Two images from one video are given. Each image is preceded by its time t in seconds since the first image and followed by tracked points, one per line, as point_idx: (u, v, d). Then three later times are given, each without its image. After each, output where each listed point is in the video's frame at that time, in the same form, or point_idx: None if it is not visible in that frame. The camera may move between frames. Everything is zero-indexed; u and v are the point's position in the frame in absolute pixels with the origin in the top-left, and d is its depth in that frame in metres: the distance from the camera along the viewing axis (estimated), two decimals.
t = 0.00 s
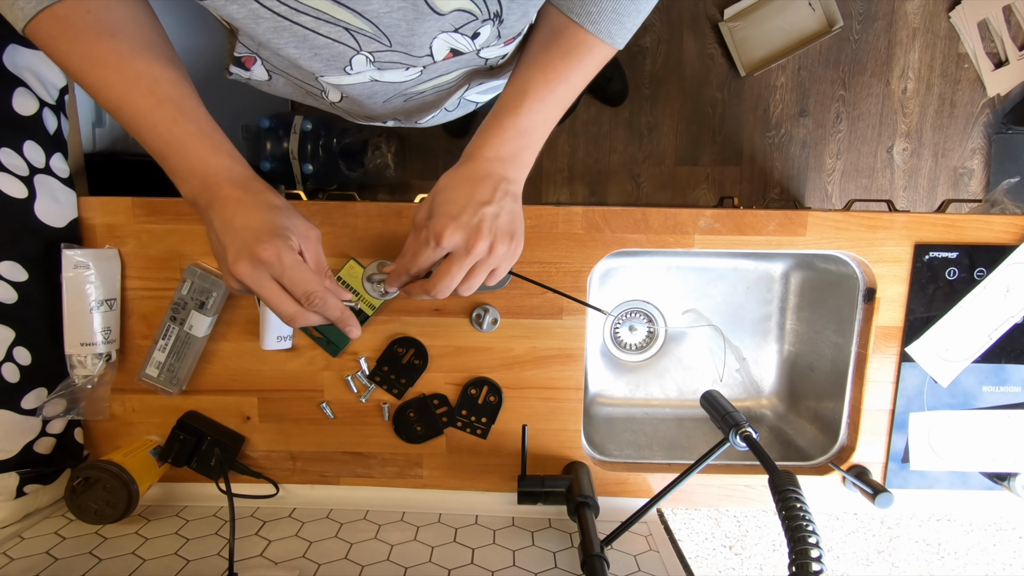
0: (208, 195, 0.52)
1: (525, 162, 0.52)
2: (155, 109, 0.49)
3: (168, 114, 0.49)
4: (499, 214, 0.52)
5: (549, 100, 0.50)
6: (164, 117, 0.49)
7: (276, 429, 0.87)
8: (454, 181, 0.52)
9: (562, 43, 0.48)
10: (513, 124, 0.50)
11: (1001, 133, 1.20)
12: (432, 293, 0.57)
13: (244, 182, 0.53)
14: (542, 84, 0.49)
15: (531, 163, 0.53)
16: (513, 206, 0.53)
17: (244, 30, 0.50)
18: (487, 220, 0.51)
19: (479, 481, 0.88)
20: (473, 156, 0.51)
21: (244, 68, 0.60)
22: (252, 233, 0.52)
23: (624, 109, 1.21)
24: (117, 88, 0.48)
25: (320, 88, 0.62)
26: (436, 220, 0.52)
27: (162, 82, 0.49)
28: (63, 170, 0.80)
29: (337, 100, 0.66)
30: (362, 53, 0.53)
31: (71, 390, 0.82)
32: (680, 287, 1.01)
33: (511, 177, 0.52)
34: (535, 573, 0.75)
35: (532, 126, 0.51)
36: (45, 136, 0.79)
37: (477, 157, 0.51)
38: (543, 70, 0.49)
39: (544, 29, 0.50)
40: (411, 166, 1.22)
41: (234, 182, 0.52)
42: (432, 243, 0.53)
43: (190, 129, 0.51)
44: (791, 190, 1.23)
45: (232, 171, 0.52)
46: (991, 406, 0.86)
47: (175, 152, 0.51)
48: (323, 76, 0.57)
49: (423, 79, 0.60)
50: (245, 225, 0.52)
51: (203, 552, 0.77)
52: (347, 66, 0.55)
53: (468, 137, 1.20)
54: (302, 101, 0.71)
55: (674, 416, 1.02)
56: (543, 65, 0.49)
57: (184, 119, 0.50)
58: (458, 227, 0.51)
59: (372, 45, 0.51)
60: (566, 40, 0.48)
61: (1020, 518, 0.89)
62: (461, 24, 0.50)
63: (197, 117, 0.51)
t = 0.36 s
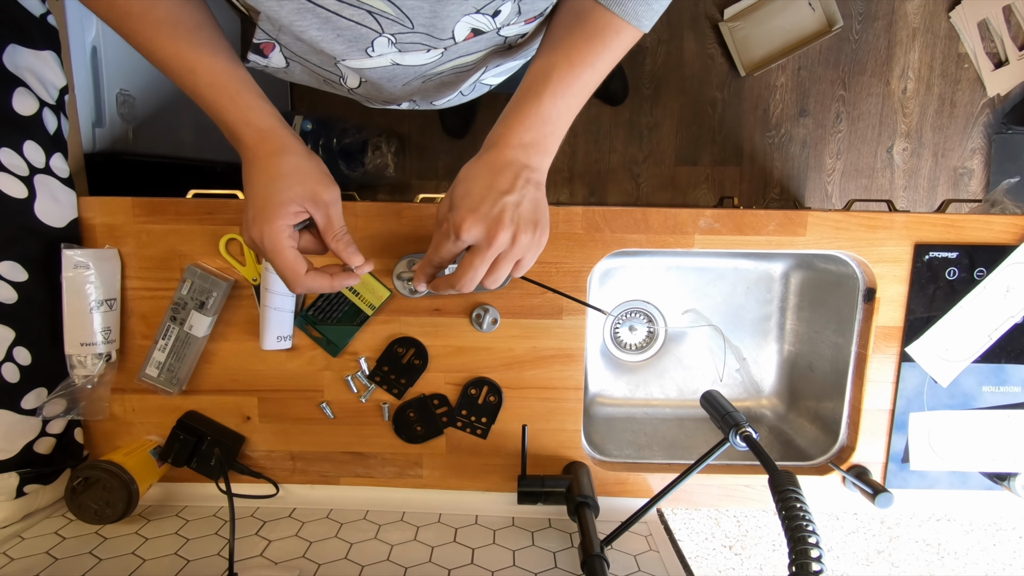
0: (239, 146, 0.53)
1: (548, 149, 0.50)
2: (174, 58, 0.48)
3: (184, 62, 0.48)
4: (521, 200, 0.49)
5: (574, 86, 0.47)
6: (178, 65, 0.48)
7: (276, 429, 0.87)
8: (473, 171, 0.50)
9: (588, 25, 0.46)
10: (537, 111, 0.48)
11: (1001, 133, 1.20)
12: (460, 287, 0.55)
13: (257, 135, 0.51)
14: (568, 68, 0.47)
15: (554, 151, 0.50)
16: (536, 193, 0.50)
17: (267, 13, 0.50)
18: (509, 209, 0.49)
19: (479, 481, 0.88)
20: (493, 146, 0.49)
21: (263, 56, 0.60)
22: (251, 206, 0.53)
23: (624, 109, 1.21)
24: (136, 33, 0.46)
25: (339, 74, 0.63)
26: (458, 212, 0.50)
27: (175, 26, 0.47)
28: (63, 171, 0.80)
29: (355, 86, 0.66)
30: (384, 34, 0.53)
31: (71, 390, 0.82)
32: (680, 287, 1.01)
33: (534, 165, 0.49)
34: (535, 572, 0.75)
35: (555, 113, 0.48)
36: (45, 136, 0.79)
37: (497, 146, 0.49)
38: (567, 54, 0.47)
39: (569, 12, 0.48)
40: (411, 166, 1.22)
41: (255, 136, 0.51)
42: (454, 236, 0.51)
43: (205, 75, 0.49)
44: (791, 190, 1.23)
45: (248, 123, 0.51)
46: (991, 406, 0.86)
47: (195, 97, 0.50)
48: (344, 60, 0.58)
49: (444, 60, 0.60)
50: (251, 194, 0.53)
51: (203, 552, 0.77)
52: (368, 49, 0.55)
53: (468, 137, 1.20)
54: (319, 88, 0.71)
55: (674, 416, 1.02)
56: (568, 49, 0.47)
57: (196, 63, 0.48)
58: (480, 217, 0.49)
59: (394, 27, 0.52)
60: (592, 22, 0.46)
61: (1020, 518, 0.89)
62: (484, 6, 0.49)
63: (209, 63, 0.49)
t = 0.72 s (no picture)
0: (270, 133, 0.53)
1: (561, 127, 0.50)
2: (209, 49, 0.49)
3: (220, 53, 0.49)
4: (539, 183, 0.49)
5: (586, 61, 0.47)
6: (216, 57, 0.49)
7: (277, 429, 0.87)
8: (489, 154, 0.49)
9: None
10: (550, 87, 0.47)
11: (1001, 133, 1.20)
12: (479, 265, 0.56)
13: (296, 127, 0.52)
14: (581, 43, 0.47)
15: (567, 129, 0.50)
16: (552, 172, 0.50)
17: None
18: (528, 192, 0.49)
19: (479, 481, 0.88)
20: (507, 123, 0.49)
21: (280, 40, 0.61)
22: (282, 196, 0.54)
23: (624, 109, 1.21)
24: (172, 28, 0.48)
25: (356, 61, 0.64)
26: (477, 198, 0.50)
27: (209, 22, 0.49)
28: (63, 170, 0.80)
29: (371, 73, 0.67)
30: (401, 17, 0.53)
31: (71, 390, 0.82)
32: (680, 287, 1.01)
33: (549, 142, 0.49)
34: (535, 572, 0.75)
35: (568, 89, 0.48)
36: (45, 136, 0.79)
37: (510, 123, 0.49)
38: (581, 29, 0.46)
39: None
40: (411, 165, 1.22)
41: (286, 123, 0.52)
42: (474, 222, 0.51)
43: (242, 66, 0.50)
44: (791, 190, 1.23)
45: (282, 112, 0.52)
46: (991, 406, 0.86)
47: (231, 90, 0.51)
48: (362, 45, 0.58)
49: (460, 43, 0.60)
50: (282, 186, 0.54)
51: (203, 552, 0.77)
52: (385, 32, 0.55)
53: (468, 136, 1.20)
54: (336, 77, 0.72)
55: (674, 416, 1.02)
56: (581, 23, 0.47)
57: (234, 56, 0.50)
58: (500, 204, 0.49)
59: (411, 10, 0.52)
60: None
61: (1020, 518, 0.89)
62: None
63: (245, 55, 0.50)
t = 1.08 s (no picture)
0: (275, 121, 0.52)
1: (564, 111, 0.50)
2: (216, 41, 0.48)
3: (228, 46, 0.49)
4: (550, 184, 0.51)
5: (589, 44, 0.46)
6: (225, 51, 0.49)
7: (277, 429, 0.87)
8: (499, 155, 0.49)
9: None
10: (554, 74, 0.46)
11: (1001, 133, 1.20)
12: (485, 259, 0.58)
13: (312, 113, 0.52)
14: (586, 24, 0.45)
15: (568, 112, 0.50)
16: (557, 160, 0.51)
17: None
18: (543, 193, 0.51)
19: (479, 481, 0.88)
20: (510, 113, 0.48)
21: (280, 27, 0.61)
22: (293, 167, 0.52)
23: (624, 109, 1.21)
24: (179, 22, 0.47)
25: (357, 45, 0.64)
26: (492, 201, 0.51)
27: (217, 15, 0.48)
28: (63, 170, 0.80)
29: (372, 58, 0.67)
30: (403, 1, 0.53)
31: (71, 390, 0.82)
32: (680, 287, 1.01)
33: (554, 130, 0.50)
34: (535, 572, 0.75)
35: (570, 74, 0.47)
36: (45, 136, 0.79)
37: (513, 111, 0.48)
38: (585, 10, 0.45)
39: None
40: (411, 165, 1.22)
41: (295, 109, 0.52)
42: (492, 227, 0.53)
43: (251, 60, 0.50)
44: (791, 190, 1.23)
45: (291, 102, 0.51)
46: (992, 406, 0.86)
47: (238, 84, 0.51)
48: (363, 28, 0.58)
49: (463, 26, 0.60)
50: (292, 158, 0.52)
51: (203, 552, 0.77)
52: (387, 16, 0.55)
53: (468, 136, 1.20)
54: (336, 64, 0.72)
55: (674, 416, 1.02)
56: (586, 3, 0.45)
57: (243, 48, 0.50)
58: (517, 209, 0.50)
59: None
60: None
61: (1020, 518, 0.89)
62: None
63: (254, 48, 0.50)
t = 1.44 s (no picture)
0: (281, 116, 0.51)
1: (561, 99, 0.50)
2: (220, 37, 0.49)
3: (233, 43, 0.49)
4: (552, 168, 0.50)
5: (584, 34, 0.47)
6: (230, 47, 0.49)
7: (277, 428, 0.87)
8: (500, 142, 0.49)
9: None
10: (552, 62, 0.47)
11: (1001, 133, 1.20)
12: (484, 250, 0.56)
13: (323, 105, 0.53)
14: (582, 12, 0.46)
15: (566, 100, 0.51)
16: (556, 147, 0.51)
17: None
18: (546, 177, 0.50)
19: (479, 481, 0.88)
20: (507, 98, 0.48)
21: (274, 14, 0.61)
22: (314, 151, 0.50)
23: (624, 109, 1.21)
24: (182, 20, 0.48)
25: (352, 33, 0.64)
26: (496, 189, 0.50)
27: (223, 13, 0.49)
28: (63, 170, 0.80)
29: (367, 46, 0.67)
30: None
31: (71, 390, 0.82)
32: (680, 287, 1.01)
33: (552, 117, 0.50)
34: (535, 572, 0.75)
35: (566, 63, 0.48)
36: (45, 136, 0.78)
37: (511, 98, 0.48)
38: None
39: None
40: (411, 165, 1.22)
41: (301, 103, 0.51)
42: (496, 213, 0.51)
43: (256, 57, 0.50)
44: (791, 190, 1.23)
45: (298, 96, 0.51)
46: (992, 406, 0.86)
47: (242, 81, 0.50)
48: (359, 16, 0.58)
49: (459, 14, 0.60)
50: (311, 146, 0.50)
51: (203, 552, 0.77)
52: (383, 3, 0.56)
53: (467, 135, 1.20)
54: (331, 52, 0.72)
55: (674, 416, 1.02)
56: None
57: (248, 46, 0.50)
58: (519, 195, 0.49)
59: None
60: None
61: (1020, 519, 0.89)
62: None
63: (258, 45, 0.51)
